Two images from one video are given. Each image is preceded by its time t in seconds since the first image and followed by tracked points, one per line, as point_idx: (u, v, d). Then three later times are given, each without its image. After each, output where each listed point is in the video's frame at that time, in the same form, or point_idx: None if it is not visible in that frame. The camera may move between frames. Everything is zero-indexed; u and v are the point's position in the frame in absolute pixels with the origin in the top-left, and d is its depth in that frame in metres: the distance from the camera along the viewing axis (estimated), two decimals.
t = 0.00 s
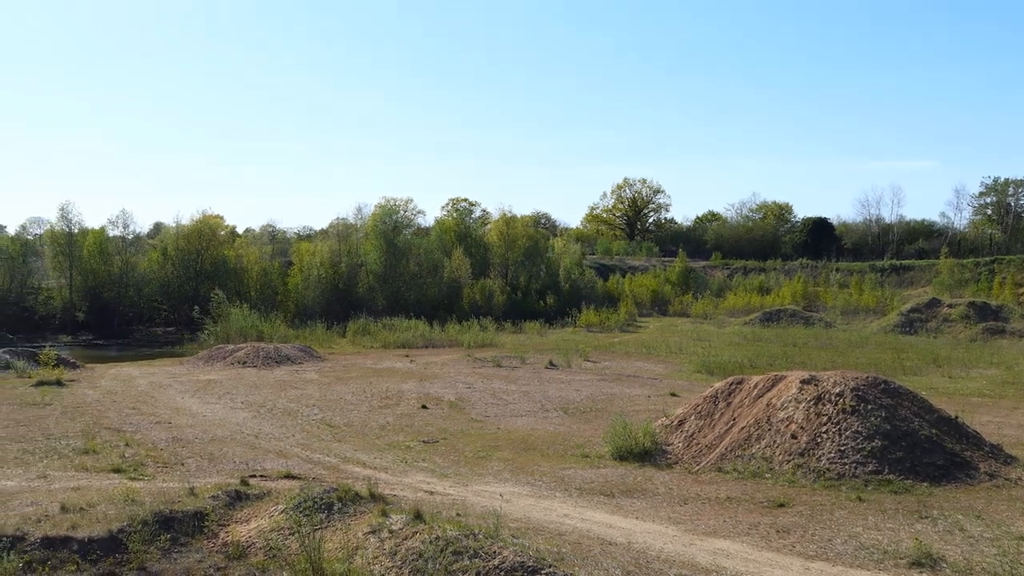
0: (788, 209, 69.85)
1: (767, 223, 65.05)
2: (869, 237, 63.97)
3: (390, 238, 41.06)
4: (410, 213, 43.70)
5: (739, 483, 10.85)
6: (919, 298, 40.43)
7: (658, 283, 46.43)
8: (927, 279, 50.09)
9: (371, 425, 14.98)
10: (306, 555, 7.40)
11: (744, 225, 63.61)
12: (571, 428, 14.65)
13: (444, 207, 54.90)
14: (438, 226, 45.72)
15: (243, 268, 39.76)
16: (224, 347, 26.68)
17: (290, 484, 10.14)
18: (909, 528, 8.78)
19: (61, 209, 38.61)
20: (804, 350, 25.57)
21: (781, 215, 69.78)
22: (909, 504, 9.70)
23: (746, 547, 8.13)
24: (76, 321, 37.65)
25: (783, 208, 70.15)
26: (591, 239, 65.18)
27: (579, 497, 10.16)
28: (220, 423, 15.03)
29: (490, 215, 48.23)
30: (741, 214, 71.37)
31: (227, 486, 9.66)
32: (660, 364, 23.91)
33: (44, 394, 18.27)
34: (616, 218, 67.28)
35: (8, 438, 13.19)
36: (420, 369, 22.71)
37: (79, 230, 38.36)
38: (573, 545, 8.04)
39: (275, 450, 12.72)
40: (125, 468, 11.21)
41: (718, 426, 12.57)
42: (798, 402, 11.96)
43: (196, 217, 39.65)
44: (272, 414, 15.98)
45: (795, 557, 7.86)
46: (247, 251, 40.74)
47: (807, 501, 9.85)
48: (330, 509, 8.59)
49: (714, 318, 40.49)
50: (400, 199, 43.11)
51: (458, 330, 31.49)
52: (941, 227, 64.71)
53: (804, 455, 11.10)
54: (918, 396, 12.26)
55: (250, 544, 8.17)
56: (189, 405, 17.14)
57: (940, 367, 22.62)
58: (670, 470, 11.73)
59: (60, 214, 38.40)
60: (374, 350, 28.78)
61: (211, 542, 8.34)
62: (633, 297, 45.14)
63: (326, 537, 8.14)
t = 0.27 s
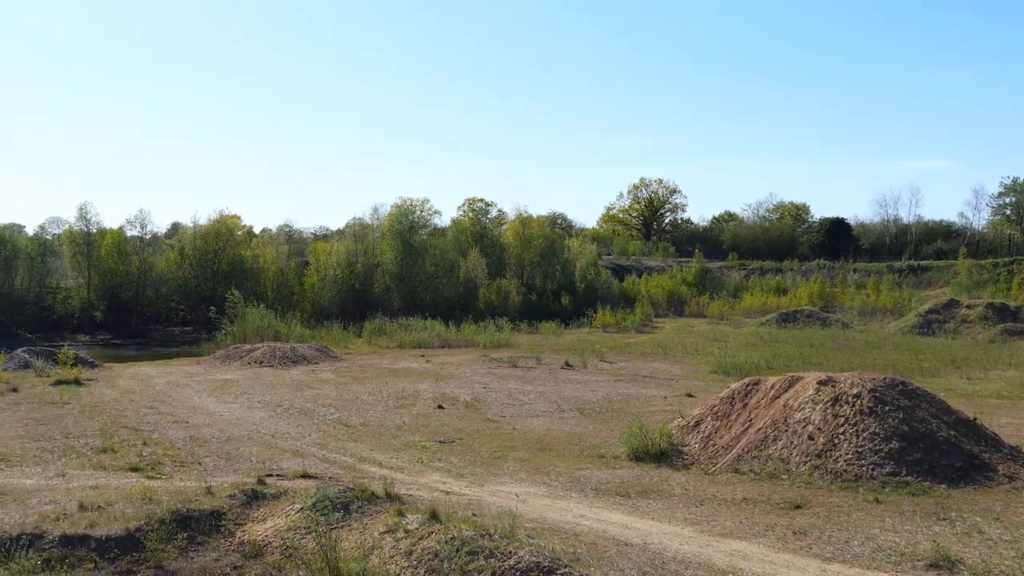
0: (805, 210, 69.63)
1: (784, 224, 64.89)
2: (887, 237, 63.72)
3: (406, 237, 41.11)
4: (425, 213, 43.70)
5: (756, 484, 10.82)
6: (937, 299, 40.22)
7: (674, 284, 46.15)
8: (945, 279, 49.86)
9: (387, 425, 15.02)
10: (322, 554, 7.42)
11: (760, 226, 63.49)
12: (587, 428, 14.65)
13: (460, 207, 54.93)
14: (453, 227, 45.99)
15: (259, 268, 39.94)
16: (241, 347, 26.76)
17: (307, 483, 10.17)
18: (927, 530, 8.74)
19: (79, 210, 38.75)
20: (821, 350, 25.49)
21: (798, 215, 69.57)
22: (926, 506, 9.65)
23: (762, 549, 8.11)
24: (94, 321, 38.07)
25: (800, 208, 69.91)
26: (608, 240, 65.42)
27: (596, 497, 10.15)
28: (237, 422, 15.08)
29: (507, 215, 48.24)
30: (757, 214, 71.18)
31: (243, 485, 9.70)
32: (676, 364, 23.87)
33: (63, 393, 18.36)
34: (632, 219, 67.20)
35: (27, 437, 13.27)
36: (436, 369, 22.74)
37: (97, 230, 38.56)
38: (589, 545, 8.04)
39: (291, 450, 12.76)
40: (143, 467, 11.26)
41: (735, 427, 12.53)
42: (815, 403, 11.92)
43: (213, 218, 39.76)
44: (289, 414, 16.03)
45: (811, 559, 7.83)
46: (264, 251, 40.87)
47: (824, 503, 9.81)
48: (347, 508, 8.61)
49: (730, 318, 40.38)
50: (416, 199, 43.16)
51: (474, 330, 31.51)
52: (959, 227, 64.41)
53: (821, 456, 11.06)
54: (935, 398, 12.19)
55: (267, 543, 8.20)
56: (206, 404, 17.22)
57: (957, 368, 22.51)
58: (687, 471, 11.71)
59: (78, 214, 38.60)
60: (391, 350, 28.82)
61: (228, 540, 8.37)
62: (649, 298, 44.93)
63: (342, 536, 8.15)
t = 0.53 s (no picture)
0: (820, 209, 69.41)
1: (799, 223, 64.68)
2: (902, 236, 63.46)
3: (420, 237, 41.16)
4: (440, 214, 43.65)
5: (771, 484, 10.79)
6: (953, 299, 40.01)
7: (688, 283, 45.82)
8: (961, 279, 49.62)
9: (401, 424, 15.04)
10: (337, 554, 7.43)
11: (775, 225, 63.31)
12: (601, 428, 14.63)
13: (473, 207, 54.99)
14: (467, 227, 46.00)
15: (274, 268, 40.03)
16: (256, 347, 26.83)
17: (321, 482, 10.20)
18: (943, 531, 8.70)
19: (95, 210, 38.91)
20: (836, 351, 25.39)
21: (813, 215, 69.36)
22: (942, 506, 9.61)
23: (777, 549, 8.09)
24: (110, 321, 38.28)
25: (815, 207, 69.70)
26: (622, 240, 65.70)
27: (609, 497, 10.14)
28: (252, 422, 15.12)
29: (521, 215, 48.22)
30: (772, 214, 70.99)
31: (258, 484, 9.72)
32: (691, 364, 23.82)
33: (79, 392, 18.45)
34: (646, 218, 67.11)
35: (43, 436, 13.33)
36: (450, 369, 22.75)
37: (113, 230, 38.71)
38: (603, 545, 8.03)
39: (305, 449, 12.79)
40: (158, 466, 11.30)
41: (750, 427, 12.50)
42: (830, 403, 11.87)
43: (228, 218, 39.99)
44: (303, 414, 16.06)
45: (826, 559, 7.81)
46: (278, 251, 40.99)
47: (839, 503, 9.78)
48: (361, 508, 8.62)
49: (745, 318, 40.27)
50: (431, 199, 43.16)
51: (488, 330, 31.50)
52: (976, 227, 64.09)
53: (836, 457, 11.02)
54: (951, 398, 12.14)
55: (282, 542, 8.22)
56: (220, 404, 17.27)
57: (974, 368, 22.39)
58: (701, 471, 11.68)
59: (94, 215, 38.75)
60: (405, 350, 28.84)
61: (242, 540, 8.39)
62: (663, 298, 44.80)
63: (356, 536, 8.16)
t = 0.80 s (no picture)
0: (837, 209, 69.15)
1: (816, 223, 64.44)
2: (920, 235, 63.15)
3: (436, 237, 41.21)
4: (456, 213, 43.63)
5: (787, 484, 10.76)
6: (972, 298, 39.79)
7: (705, 283, 45.61)
8: (980, 279, 49.34)
9: (417, 424, 15.05)
10: (353, 553, 7.44)
11: (792, 225, 63.10)
12: (617, 428, 14.61)
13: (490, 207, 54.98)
14: (483, 226, 46.03)
15: (290, 268, 40.13)
16: (272, 347, 26.90)
17: (337, 482, 10.22)
18: (962, 531, 8.66)
19: (113, 210, 39.09)
20: (853, 350, 25.28)
21: (830, 214, 69.09)
22: (961, 507, 9.56)
23: (794, 549, 8.07)
24: (128, 321, 38.48)
25: (832, 207, 69.43)
26: (639, 239, 65.35)
27: (625, 497, 10.13)
28: (269, 422, 15.16)
29: (536, 215, 48.20)
30: (789, 213, 70.75)
31: (275, 484, 9.75)
32: (707, 364, 23.76)
33: (97, 392, 18.54)
34: (662, 218, 66.99)
35: (60, 435, 13.40)
36: (466, 368, 22.79)
37: (131, 230, 38.88)
38: (620, 545, 8.03)
39: (322, 449, 12.81)
40: (176, 465, 11.35)
41: (767, 427, 12.46)
42: (847, 403, 11.82)
43: (245, 217, 40.10)
44: (320, 413, 16.10)
45: (843, 560, 7.78)
46: (294, 251, 41.09)
47: (857, 504, 9.73)
48: (378, 507, 8.64)
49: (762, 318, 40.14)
50: (447, 199, 43.17)
51: (504, 330, 31.50)
52: (994, 226, 63.74)
53: (854, 457, 10.97)
54: (970, 398, 12.07)
55: (298, 541, 8.24)
56: (237, 403, 17.33)
57: (993, 368, 22.26)
58: (718, 471, 11.65)
59: (112, 215, 38.89)
60: (421, 350, 28.86)
61: (259, 539, 8.41)
62: (679, 298, 44.64)
63: (372, 535, 8.18)
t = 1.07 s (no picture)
0: (855, 208, 68.84)
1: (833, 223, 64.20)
2: (938, 235, 62.83)
3: (452, 238, 41.28)
4: (472, 214, 43.71)
5: (805, 485, 10.73)
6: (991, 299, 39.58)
7: (722, 283, 45.47)
8: (999, 279, 49.05)
9: (434, 425, 15.07)
10: (370, 553, 7.45)
11: (809, 225, 62.88)
12: (634, 429, 14.59)
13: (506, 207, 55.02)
14: (500, 227, 46.08)
15: (307, 268, 40.26)
16: (289, 347, 26.98)
17: (354, 482, 10.25)
18: (981, 534, 8.61)
19: (132, 210, 39.42)
20: (872, 351, 25.17)
21: (848, 214, 68.80)
22: (980, 509, 9.50)
23: (811, 551, 8.04)
24: (145, 321, 38.89)
25: (850, 207, 69.12)
26: (655, 240, 65.63)
27: (642, 498, 10.12)
28: (286, 422, 15.21)
29: (553, 215, 48.20)
30: (806, 214, 70.50)
31: (292, 484, 9.78)
32: (724, 365, 23.70)
33: (116, 392, 18.64)
34: (679, 218, 66.88)
35: (79, 435, 13.48)
36: (483, 369, 22.81)
37: (149, 231, 39.21)
38: (636, 546, 8.02)
39: (339, 449, 12.84)
40: (194, 465, 11.40)
41: (784, 428, 12.41)
42: (865, 404, 11.77)
43: (263, 218, 40.32)
44: (337, 414, 16.13)
45: (862, 562, 7.75)
46: (311, 252, 41.25)
47: (875, 505, 9.69)
48: (394, 508, 8.65)
49: (779, 318, 40.01)
50: (463, 200, 43.22)
51: (520, 330, 31.51)
52: (1013, 226, 63.36)
53: (871, 458, 10.93)
54: (989, 399, 11.99)
55: (315, 541, 8.25)
56: (254, 403, 17.39)
57: (1012, 369, 22.12)
58: (735, 473, 11.63)
59: (131, 215, 39.18)
60: (437, 350, 28.90)
61: (276, 539, 8.44)
62: (696, 298, 44.52)
63: (389, 535, 8.19)
